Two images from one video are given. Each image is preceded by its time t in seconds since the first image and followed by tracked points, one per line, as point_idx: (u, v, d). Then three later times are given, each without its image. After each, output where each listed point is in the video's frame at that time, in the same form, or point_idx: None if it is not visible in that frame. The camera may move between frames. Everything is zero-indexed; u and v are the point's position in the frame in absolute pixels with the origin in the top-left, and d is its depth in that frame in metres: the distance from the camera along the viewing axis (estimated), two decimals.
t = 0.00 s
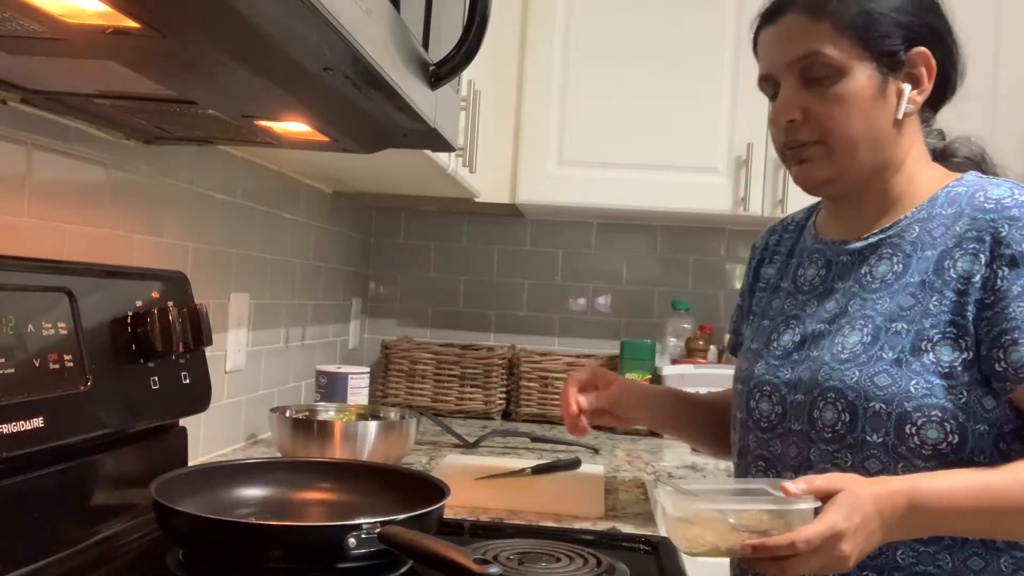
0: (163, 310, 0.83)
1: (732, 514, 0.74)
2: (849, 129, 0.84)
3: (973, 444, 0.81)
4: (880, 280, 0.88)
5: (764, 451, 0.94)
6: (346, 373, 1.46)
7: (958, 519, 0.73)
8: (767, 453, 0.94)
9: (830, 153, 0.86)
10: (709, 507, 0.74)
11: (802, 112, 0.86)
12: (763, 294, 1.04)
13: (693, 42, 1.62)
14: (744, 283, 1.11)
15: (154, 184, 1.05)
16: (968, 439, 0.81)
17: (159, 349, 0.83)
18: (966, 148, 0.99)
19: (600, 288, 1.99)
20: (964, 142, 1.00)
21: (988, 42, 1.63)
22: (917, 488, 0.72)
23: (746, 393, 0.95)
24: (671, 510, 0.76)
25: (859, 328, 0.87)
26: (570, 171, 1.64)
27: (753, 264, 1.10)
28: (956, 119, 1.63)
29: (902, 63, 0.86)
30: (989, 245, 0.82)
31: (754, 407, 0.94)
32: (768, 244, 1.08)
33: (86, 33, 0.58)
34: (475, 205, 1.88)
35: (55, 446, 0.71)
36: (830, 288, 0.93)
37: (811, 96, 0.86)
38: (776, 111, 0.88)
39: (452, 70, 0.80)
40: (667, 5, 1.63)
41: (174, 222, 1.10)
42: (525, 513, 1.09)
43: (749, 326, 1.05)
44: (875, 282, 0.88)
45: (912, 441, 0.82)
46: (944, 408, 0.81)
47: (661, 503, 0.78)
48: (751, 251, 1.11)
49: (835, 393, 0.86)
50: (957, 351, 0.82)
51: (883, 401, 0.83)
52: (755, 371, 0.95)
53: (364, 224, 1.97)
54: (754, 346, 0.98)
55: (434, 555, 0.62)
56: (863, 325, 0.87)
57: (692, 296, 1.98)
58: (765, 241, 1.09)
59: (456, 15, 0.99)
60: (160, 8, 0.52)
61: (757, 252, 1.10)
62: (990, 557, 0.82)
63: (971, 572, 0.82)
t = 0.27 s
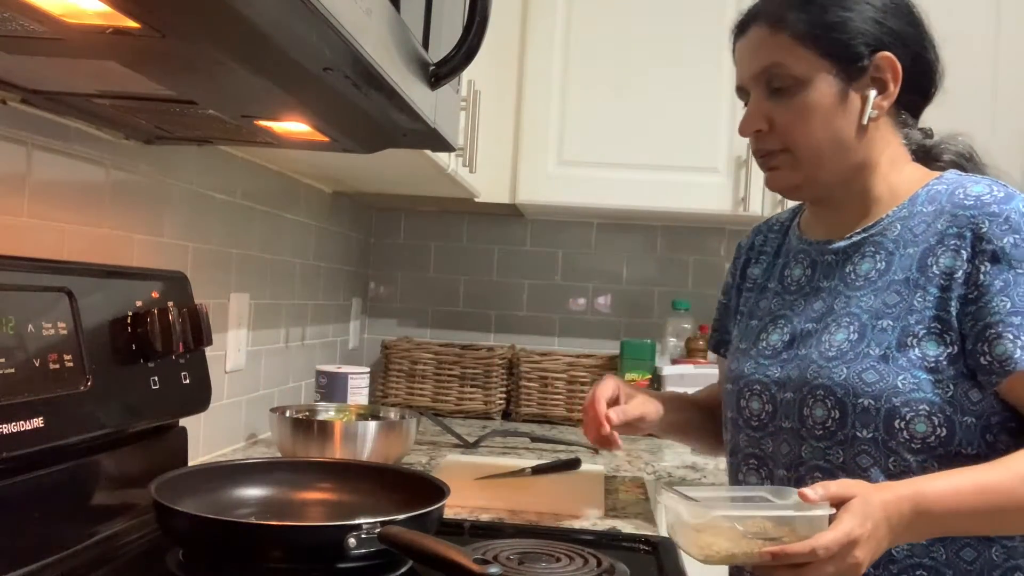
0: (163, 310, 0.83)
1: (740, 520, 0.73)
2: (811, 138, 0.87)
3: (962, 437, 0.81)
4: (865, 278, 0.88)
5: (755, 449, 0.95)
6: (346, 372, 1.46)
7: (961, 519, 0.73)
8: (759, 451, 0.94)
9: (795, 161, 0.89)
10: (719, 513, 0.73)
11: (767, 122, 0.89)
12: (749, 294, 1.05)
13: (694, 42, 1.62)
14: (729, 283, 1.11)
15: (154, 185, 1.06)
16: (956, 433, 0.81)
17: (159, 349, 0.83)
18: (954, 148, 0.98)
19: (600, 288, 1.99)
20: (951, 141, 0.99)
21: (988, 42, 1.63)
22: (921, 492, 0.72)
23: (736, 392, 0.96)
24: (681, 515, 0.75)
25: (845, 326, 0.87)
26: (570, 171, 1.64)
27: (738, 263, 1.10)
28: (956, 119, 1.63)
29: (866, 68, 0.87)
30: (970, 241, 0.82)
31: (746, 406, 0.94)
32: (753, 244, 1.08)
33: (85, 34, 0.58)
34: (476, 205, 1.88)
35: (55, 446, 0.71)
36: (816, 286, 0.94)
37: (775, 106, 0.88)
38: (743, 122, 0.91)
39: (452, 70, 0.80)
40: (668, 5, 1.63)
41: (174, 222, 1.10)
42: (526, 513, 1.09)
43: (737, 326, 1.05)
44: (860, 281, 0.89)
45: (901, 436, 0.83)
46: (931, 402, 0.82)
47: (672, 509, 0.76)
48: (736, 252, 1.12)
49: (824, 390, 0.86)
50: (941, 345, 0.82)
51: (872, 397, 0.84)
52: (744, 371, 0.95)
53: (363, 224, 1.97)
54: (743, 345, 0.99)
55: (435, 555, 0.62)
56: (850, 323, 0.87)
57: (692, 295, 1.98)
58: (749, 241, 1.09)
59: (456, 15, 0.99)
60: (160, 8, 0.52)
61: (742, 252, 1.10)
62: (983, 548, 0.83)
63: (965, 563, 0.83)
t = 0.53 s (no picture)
0: (163, 310, 0.83)
1: (726, 512, 0.73)
2: (799, 143, 0.87)
3: (947, 432, 0.81)
4: (854, 275, 0.89)
5: (743, 443, 0.95)
6: (346, 372, 1.46)
7: (943, 516, 0.72)
8: (747, 445, 0.95)
9: (785, 165, 0.89)
10: (705, 505, 0.73)
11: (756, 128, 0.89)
12: (740, 291, 1.05)
13: (694, 42, 1.62)
14: (719, 280, 1.12)
15: (154, 185, 1.05)
16: (941, 427, 0.81)
17: (159, 349, 0.83)
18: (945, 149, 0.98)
19: (600, 288, 1.99)
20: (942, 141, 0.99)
21: (988, 42, 1.63)
22: (904, 488, 0.71)
23: (727, 387, 0.96)
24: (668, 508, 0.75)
25: (834, 322, 0.88)
26: (570, 171, 1.64)
27: (729, 260, 1.10)
28: (956, 119, 1.63)
29: (852, 73, 0.86)
30: (957, 238, 0.82)
31: (735, 400, 0.95)
32: (746, 240, 1.08)
33: (85, 33, 0.58)
34: (476, 205, 1.88)
35: (55, 446, 0.71)
36: (806, 283, 0.94)
37: (764, 112, 0.88)
38: (732, 128, 0.91)
39: (452, 70, 0.80)
40: (668, 5, 1.63)
41: (174, 222, 1.10)
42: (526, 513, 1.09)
43: (728, 322, 1.05)
44: (849, 277, 0.89)
45: (887, 430, 0.83)
46: (917, 397, 0.82)
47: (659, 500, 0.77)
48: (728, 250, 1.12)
49: (812, 384, 0.86)
50: (928, 341, 0.82)
51: (858, 391, 0.83)
52: (735, 366, 0.96)
53: (363, 224, 1.97)
54: (734, 341, 0.99)
55: (435, 554, 0.62)
56: (838, 318, 0.87)
57: (692, 295, 1.98)
58: (742, 239, 1.10)
59: (456, 14, 0.99)
60: (160, 7, 0.52)
61: (733, 249, 1.10)
62: (968, 542, 0.82)
63: (950, 557, 0.82)
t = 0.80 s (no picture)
0: (163, 310, 0.83)
1: (702, 500, 0.76)
2: (796, 145, 0.87)
3: (930, 431, 0.81)
4: (845, 273, 0.89)
5: (736, 436, 0.96)
6: (346, 372, 1.46)
7: (914, 514, 0.71)
8: (738, 438, 0.96)
9: (782, 167, 0.89)
10: (677, 492, 0.77)
11: (754, 130, 0.90)
12: (741, 288, 1.05)
13: (694, 42, 1.62)
14: (726, 277, 1.12)
15: (154, 185, 1.06)
16: (924, 425, 0.81)
17: (159, 349, 0.83)
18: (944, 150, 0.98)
19: (600, 288, 1.99)
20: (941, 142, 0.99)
21: (988, 42, 1.62)
22: (874, 484, 0.71)
23: (722, 381, 0.97)
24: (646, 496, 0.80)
25: (823, 319, 0.88)
26: (570, 172, 1.64)
27: (735, 257, 1.10)
28: (955, 120, 1.63)
29: (849, 75, 0.86)
30: (944, 238, 0.81)
31: (728, 394, 0.96)
32: (750, 238, 1.09)
33: (85, 33, 0.58)
34: (476, 205, 1.88)
35: (55, 446, 0.71)
36: (801, 281, 0.94)
37: (762, 114, 0.89)
38: (731, 130, 0.92)
39: (452, 70, 0.80)
40: (667, 5, 1.63)
41: (174, 222, 1.10)
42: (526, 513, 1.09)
43: (729, 318, 1.06)
44: (840, 275, 0.89)
45: (869, 426, 0.83)
46: (900, 394, 0.81)
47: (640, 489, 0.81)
48: (734, 247, 1.12)
49: (799, 379, 0.87)
50: (912, 339, 0.82)
51: (842, 387, 0.84)
52: (730, 361, 0.96)
53: (363, 224, 1.97)
54: (731, 337, 1.00)
55: (435, 554, 0.62)
56: (827, 315, 0.88)
57: (692, 295, 1.98)
58: (747, 236, 1.10)
59: (456, 14, 0.99)
60: (160, 7, 0.52)
61: (739, 246, 1.11)
62: (950, 540, 0.81)
63: (931, 554, 0.82)
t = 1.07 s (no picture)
0: (162, 310, 0.83)
1: (698, 498, 0.78)
2: (796, 150, 0.88)
3: (930, 431, 0.81)
4: (848, 274, 0.89)
5: (739, 436, 0.96)
6: (346, 372, 1.46)
7: (910, 513, 0.71)
8: (741, 437, 0.96)
9: (784, 171, 0.90)
10: (676, 490, 0.79)
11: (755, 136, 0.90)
12: (748, 290, 1.05)
13: (694, 43, 1.63)
14: (734, 279, 1.12)
15: (154, 185, 1.06)
16: (924, 425, 0.81)
17: (159, 349, 0.83)
18: (948, 151, 0.97)
19: (600, 288, 1.99)
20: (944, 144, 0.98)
21: (987, 43, 1.62)
22: (870, 483, 0.71)
23: (727, 381, 0.98)
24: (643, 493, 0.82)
25: (825, 319, 0.88)
26: (570, 172, 1.64)
27: (743, 259, 1.10)
28: (955, 120, 1.63)
29: (848, 79, 0.86)
30: (946, 240, 0.81)
31: (732, 394, 0.96)
32: (757, 240, 1.09)
33: (85, 33, 0.58)
34: (476, 205, 1.88)
35: (55, 446, 0.71)
36: (805, 282, 0.94)
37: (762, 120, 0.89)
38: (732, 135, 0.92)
39: (452, 69, 0.80)
40: (667, 6, 1.63)
41: (174, 222, 1.10)
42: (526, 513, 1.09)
43: (735, 320, 1.06)
44: (843, 276, 0.89)
45: (869, 426, 0.83)
46: (900, 394, 0.81)
47: (638, 487, 0.83)
48: (742, 249, 1.12)
49: (800, 379, 0.87)
50: (913, 340, 0.82)
51: (843, 387, 0.84)
52: (735, 361, 0.96)
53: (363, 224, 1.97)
54: (737, 338, 1.00)
55: (435, 554, 0.62)
56: (830, 316, 0.88)
57: (692, 295, 1.98)
58: (755, 238, 1.10)
59: (456, 15, 0.99)
60: (160, 7, 0.52)
61: (748, 248, 1.11)
62: (949, 540, 0.81)
63: (929, 554, 0.82)
